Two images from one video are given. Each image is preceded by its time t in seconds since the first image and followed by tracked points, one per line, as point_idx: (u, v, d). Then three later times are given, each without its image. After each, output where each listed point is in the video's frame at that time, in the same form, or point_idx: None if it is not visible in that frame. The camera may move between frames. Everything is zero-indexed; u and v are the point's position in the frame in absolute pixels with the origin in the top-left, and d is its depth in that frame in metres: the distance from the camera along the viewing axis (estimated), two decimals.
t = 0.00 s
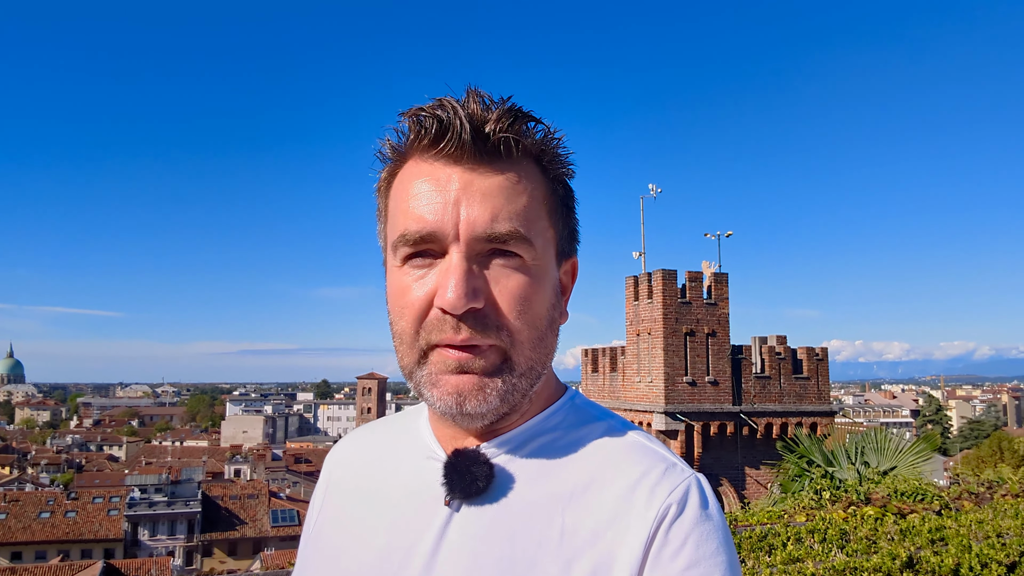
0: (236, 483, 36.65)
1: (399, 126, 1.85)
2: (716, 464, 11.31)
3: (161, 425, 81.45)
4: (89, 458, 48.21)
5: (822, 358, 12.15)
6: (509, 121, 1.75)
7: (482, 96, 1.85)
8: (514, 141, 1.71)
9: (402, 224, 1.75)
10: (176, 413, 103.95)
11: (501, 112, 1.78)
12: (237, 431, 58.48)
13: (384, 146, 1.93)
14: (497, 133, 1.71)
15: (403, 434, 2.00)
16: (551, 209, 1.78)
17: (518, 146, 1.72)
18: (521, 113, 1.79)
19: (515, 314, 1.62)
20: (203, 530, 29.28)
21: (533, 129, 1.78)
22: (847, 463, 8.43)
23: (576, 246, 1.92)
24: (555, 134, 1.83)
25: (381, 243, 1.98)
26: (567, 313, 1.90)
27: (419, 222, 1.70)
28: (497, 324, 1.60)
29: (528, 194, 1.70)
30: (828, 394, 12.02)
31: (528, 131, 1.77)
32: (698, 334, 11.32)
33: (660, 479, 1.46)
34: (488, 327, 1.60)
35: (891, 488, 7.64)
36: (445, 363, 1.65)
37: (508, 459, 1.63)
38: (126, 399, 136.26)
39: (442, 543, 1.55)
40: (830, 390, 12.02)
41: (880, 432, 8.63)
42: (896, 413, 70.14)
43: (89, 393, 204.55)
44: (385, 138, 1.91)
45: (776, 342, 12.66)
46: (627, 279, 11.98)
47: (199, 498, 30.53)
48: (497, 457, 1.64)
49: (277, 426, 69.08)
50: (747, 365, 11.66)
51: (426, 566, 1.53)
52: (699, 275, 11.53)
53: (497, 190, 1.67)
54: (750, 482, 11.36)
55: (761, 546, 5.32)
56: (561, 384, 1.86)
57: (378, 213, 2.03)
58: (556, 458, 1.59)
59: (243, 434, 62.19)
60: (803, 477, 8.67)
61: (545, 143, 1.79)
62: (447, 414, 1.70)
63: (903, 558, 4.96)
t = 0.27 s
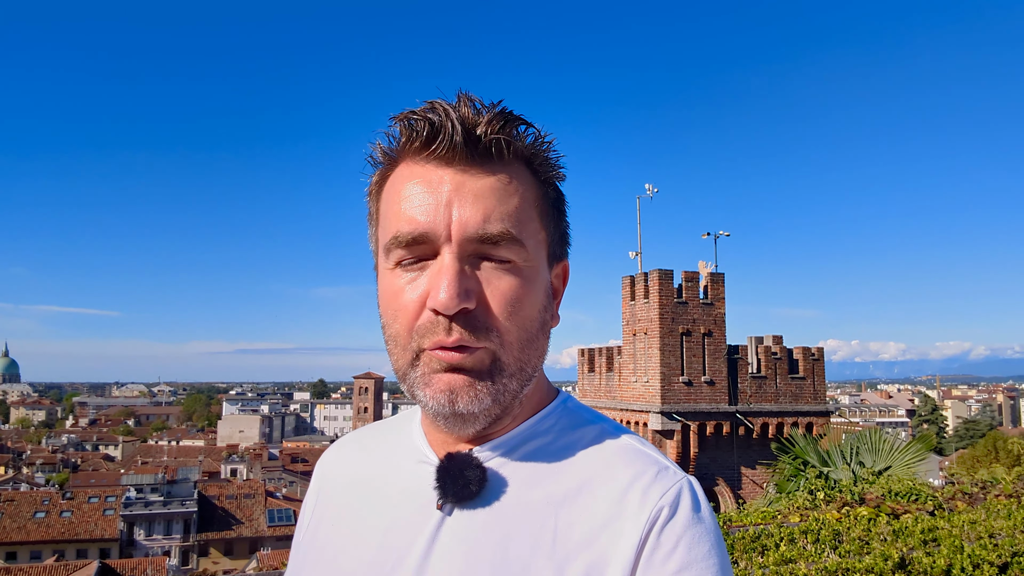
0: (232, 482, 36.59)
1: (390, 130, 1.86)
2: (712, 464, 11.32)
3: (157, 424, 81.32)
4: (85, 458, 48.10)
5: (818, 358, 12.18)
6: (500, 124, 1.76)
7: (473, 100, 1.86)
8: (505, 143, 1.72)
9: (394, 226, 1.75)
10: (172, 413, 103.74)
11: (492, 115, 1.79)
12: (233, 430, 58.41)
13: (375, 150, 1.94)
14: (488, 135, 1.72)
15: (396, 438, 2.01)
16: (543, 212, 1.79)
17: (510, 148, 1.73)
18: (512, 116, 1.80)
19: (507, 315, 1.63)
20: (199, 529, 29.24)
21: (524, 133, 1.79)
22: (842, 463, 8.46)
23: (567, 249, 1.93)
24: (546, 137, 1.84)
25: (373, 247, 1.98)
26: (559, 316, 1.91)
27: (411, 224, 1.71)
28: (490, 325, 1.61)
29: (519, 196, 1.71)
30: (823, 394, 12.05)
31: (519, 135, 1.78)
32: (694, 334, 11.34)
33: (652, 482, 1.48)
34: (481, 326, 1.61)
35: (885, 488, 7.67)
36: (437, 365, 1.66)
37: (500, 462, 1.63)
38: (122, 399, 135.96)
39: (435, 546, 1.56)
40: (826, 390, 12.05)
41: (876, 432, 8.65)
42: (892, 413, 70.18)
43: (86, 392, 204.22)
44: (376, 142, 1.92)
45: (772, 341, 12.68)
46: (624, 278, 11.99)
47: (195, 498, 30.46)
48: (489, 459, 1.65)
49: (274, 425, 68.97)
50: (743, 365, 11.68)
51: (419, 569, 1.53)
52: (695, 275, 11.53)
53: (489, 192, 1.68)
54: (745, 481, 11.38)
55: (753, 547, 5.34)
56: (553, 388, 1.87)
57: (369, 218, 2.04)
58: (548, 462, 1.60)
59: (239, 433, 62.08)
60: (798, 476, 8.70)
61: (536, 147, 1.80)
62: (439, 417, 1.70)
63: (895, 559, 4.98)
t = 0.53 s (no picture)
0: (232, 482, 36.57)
1: (378, 133, 1.87)
2: (711, 464, 11.31)
3: (157, 425, 81.38)
4: (84, 458, 48.08)
5: (817, 358, 12.18)
6: (488, 126, 1.76)
7: (461, 102, 1.86)
8: (493, 145, 1.73)
9: (383, 229, 1.76)
10: (173, 413, 103.73)
11: (479, 117, 1.79)
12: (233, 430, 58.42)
13: (363, 152, 1.94)
14: (476, 137, 1.73)
15: (385, 439, 2.01)
16: (531, 214, 1.79)
17: (498, 150, 1.73)
18: (499, 119, 1.80)
19: (497, 317, 1.64)
20: (199, 529, 29.23)
21: (512, 135, 1.79)
22: (841, 463, 8.47)
23: (556, 251, 1.93)
24: (534, 139, 1.84)
25: (361, 249, 1.99)
26: (548, 317, 1.91)
27: (400, 227, 1.71)
28: (479, 328, 1.62)
29: (507, 198, 1.71)
30: (822, 394, 12.05)
31: (506, 137, 1.78)
32: (693, 334, 11.34)
33: (640, 483, 1.48)
34: (470, 329, 1.62)
35: (883, 488, 7.68)
36: (427, 368, 1.67)
37: (489, 463, 1.64)
38: (122, 399, 135.98)
39: (423, 547, 1.57)
40: (825, 390, 12.05)
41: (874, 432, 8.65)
42: (892, 413, 70.15)
43: (86, 392, 204.27)
44: (364, 145, 1.92)
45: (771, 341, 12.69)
46: (623, 278, 11.99)
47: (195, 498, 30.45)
48: (478, 461, 1.66)
49: (274, 426, 68.95)
50: (742, 365, 11.69)
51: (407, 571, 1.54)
52: (694, 275, 11.53)
53: (477, 194, 1.68)
54: (744, 481, 11.39)
55: (749, 547, 5.36)
56: (542, 389, 1.88)
57: (359, 220, 2.04)
58: (537, 463, 1.61)
59: (239, 433, 62.06)
60: (797, 476, 8.71)
61: (524, 149, 1.80)
62: (428, 420, 1.71)
63: (890, 559, 4.99)
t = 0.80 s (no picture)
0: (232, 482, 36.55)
1: (371, 132, 1.85)
2: (712, 464, 11.28)
3: (157, 425, 81.39)
4: (85, 458, 48.07)
5: (818, 358, 12.17)
6: (481, 127, 1.75)
7: (454, 102, 1.85)
8: (486, 146, 1.72)
9: (376, 229, 1.75)
10: (173, 413, 103.75)
11: (473, 118, 1.78)
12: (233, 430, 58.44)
13: (355, 151, 1.92)
14: (470, 138, 1.72)
15: (376, 440, 2.00)
16: (524, 216, 1.78)
17: (491, 152, 1.72)
18: (493, 119, 1.79)
19: (490, 318, 1.63)
20: (199, 529, 29.23)
21: (505, 136, 1.78)
22: (841, 463, 8.45)
23: (548, 252, 1.92)
24: (527, 140, 1.84)
25: (353, 250, 1.97)
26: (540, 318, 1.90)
27: (393, 227, 1.70)
28: (473, 329, 1.61)
29: (500, 198, 1.70)
30: (823, 394, 12.04)
31: (499, 137, 1.77)
32: (693, 334, 11.33)
33: (632, 484, 1.47)
34: (463, 330, 1.61)
35: (882, 488, 7.66)
36: (419, 371, 1.65)
37: (480, 464, 1.63)
38: (123, 399, 135.98)
39: (414, 548, 1.55)
40: (825, 390, 12.04)
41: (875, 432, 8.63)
42: (892, 413, 70.12)
43: (86, 392, 204.36)
44: (356, 143, 1.90)
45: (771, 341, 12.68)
46: (624, 278, 11.98)
47: (195, 498, 30.43)
48: (469, 462, 1.64)
49: (274, 426, 68.93)
50: (743, 365, 11.68)
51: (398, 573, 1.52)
52: (695, 275, 11.52)
53: (471, 195, 1.67)
54: (745, 481, 11.37)
55: (747, 548, 5.35)
56: (533, 390, 1.86)
57: (350, 220, 2.03)
58: (528, 464, 1.59)
59: (239, 433, 62.06)
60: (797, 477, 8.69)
61: (518, 150, 1.79)
62: (420, 421, 1.70)
63: (889, 559, 4.98)
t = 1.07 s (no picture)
0: (233, 482, 36.54)
1: (362, 130, 1.83)
2: (712, 464, 11.27)
3: (157, 425, 81.42)
4: (85, 459, 48.09)
5: (818, 357, 12.15)
6: (473, 125, 1.72)
7: (446, 100, 1.83)
8: (478, 144, 1.69)
9: (368, 228, 1.72)
10: (173, 413, 103.75)
11: (464, 115, 1.76)
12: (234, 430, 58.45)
13: (348, 150, 1.90)
14: (462, 136, 1.69)
15: (369, 437, 1.98)
16: (517, 213, 1.76)
17: (483, 150, 1.70)
18: (485, 116, 1.77)
19: (484, 317, 1.61)
20: (199, 529, 29.27)
21: (497, 133, 1.76)
22: (841, 462, 8.43)
23: (541, 248, 1.90)
24: (519, 137, 1.81)
25: (346, 249, 1.95)
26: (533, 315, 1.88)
27: (385, 226, 1.68)
28: (466, 327, 1.59)
29: (493, 196, 1.68)
30: (823, 394, 12.03)
31: (491, 135, 1.74)
32: (694, 334, 11.31)
33: (625, 478, 1.46)
34: (457, 328, 1.59)
35: (883, 488, 7.64)
36: (413, 369, 1.63)
37: (473, 458, 1.61)
38: (123, 399, 135.99)
39: (407, 543, 1.53)
40: (826, 390, 12.02)
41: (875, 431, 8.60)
42: (892, 413, 70.05)
43: (87, 393, 204.57)
44: (348, 142, 1.88)
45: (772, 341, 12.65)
46: (624, 278, 11.95)
47: (195, 498, 30.47)
48: (463, 456, 1.62)
49: (275, 426, 68.92)
50: (743, 365, 11.67)
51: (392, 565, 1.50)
52: (695, 275, 11.50)
53: (463, 194, 1.65)
54: (745, 481, 11.37)
55: (749, 547, 5.34)
56: (527, 386, 1.84)
57: (344, 218, 2.01)
58: (520, 459, 1.57)
59: (240, 433, 62.06)
60: (798, 477, 8.66)
61: (510, 146, 1.77)
62: (413, 419, 1.68)
63: (890, 558, 4.95)
